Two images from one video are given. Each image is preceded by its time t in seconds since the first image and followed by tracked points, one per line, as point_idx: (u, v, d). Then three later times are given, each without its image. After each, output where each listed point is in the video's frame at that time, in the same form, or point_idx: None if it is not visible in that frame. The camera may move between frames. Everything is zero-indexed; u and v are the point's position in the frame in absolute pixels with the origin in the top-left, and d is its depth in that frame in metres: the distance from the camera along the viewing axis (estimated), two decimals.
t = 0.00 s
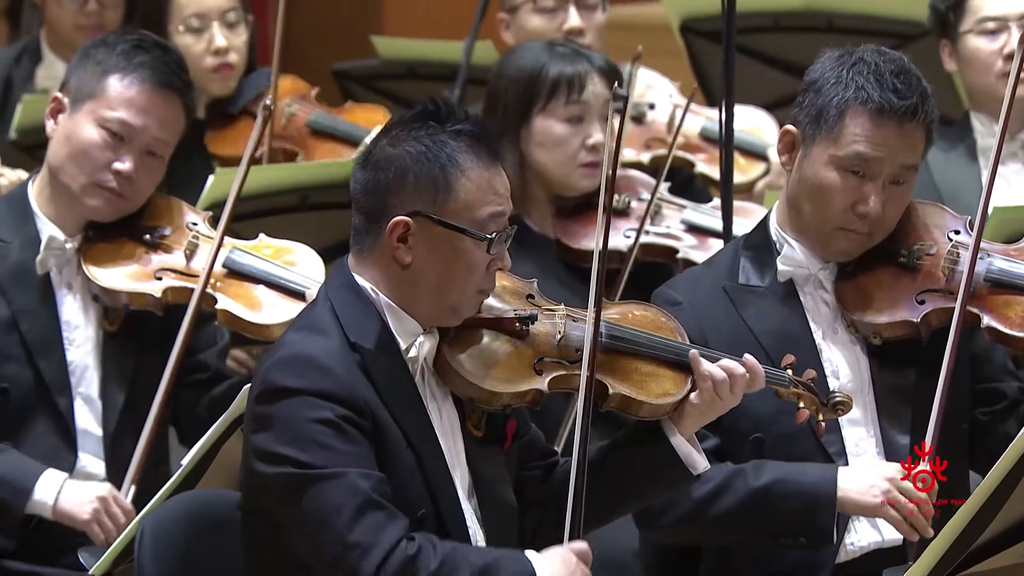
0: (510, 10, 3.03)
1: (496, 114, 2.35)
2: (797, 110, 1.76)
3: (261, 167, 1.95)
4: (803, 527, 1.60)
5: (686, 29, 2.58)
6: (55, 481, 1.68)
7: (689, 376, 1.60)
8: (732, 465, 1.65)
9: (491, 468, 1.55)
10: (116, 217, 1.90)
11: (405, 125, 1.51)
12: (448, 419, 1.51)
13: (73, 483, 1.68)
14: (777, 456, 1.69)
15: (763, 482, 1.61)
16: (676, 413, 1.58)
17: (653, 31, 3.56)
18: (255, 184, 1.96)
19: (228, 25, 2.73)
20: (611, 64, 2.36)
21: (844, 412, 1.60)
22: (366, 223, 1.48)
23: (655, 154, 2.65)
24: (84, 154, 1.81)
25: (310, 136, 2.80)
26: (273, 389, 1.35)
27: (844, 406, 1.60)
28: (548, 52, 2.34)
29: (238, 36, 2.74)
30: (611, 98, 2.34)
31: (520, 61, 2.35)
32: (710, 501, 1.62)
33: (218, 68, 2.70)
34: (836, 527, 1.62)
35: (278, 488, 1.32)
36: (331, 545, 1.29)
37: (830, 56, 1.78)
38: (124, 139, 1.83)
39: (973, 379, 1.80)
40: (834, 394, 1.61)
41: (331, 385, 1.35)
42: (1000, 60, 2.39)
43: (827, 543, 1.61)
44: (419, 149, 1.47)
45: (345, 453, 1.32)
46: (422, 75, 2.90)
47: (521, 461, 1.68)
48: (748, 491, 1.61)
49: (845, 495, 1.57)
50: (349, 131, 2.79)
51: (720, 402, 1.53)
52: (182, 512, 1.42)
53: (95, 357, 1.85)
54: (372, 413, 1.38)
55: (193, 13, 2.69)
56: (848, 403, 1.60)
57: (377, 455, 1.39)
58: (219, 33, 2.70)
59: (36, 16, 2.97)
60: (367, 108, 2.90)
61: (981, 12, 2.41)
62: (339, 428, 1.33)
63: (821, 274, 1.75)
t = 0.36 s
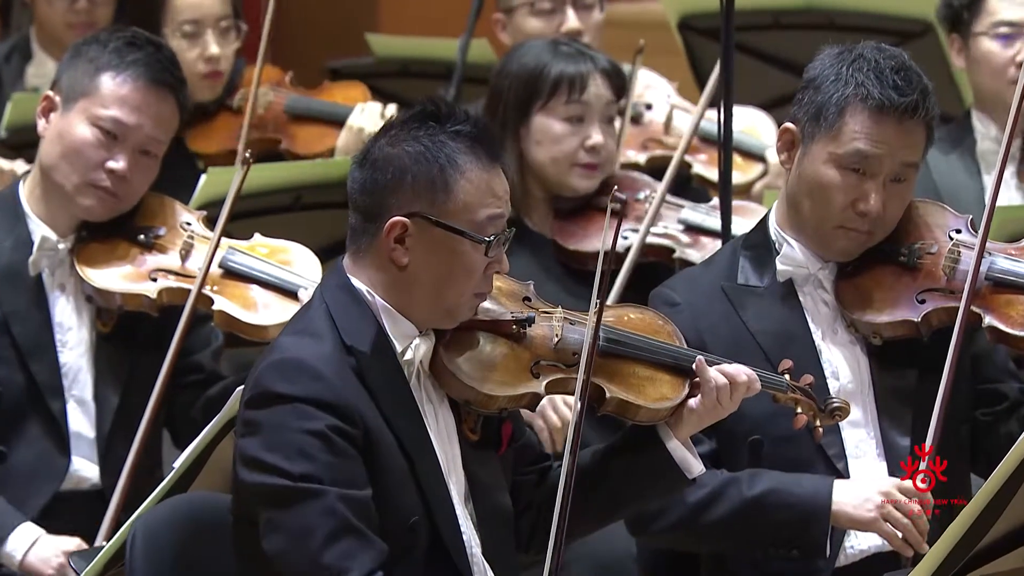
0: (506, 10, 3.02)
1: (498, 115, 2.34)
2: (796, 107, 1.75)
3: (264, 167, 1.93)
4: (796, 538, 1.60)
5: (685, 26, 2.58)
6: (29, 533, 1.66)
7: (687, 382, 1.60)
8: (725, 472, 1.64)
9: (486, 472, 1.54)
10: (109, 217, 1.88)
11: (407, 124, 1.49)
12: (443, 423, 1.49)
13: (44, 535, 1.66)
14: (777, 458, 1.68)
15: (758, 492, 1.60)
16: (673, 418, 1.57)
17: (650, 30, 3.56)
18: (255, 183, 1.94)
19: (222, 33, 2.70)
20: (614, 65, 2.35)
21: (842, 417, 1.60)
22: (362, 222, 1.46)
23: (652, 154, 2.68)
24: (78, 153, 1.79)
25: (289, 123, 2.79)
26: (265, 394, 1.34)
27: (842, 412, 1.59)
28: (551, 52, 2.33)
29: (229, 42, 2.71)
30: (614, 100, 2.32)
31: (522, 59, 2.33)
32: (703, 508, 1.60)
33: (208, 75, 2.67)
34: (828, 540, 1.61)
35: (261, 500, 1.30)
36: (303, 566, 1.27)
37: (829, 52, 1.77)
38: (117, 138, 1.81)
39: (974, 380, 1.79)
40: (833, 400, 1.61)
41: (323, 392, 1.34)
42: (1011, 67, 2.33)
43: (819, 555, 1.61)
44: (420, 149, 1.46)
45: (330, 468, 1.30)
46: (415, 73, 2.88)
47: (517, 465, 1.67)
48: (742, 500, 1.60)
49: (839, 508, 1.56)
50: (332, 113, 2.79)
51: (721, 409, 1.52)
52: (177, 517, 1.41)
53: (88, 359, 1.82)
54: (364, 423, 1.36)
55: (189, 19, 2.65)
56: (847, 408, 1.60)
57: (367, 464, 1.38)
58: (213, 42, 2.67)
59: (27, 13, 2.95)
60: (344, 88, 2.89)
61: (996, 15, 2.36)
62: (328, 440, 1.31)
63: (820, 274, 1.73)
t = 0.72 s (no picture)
0: (502, 12, 2.99)
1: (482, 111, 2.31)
2: (805, 106, 1.72)
3: (250, 169, 1.91)
4: (784, 551, 1.57)
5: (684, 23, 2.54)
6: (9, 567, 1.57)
7: (687, 380, 1.57)
8: (718, 479, 1.62)
9: (485, 476, 1.52)
10: (103, 217, 1.86)
11: (401, 121, 1.47)
12: (439, 426, 1.47)
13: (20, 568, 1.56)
14: (779, 461, 1.65)
15: (749, 502, 1.57)
16: (673, 418, 1.54)
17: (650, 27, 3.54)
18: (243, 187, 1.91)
19: (205, 33, 2.69)
20: (602, 59, 2.33)
21: (846, 415, 1.59)
22: (356, 221, 1.44)
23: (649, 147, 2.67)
24: (71, 153, 1.77)
25: (276, 123, 2.78)
26: (257, 397, 1.32)
27: (845, 409, 1.59)
28: (537, 47, 2.29)
29: (212, 43, 2.70)
30: (603, 93, 2.31)
31: (508, 55, 2.30)
32: (694, 515, 1.59)
33: (194, 77, 2.66)
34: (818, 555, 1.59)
35: (252, 504, 1.28)
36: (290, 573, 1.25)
37: (842, 51, 1.74)
38: (112, 137, 1.79)
39: (979, 385, 1.78)
40: (835, 397, 1.60)
41: (316, 395, 1.31)
42: None
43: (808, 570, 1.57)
44: (412, 147, 1.43)
45: (322, 474, 1.28)
46: (413, 71, 2.85)
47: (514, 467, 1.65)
48: (732, 509, 1.58)
49: (829, 523, 1.53)
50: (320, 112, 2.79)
51: (722, 409, 1.51)
52: (172, 523, 1.38)
53: (82, 360, 1.80)
54: (357, 427, 1.34)
55: (172, 20, 2.63)
56: (850, 406, 1.59)
57: (360, 469, 1.36)
58: (197, 43, 2.66)
59: (20, 10, 2.92)
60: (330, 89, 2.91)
61: (1009, 21, 2.31)
62: (320, 446, 1.29)
63: (825, 275, 1.71)
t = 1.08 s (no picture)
0: (501, 15, 2.96)
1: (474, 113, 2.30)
2: (801, 104, 1.70)
3: (261, 165, 1.89)
4: (797, 531, 1.55)
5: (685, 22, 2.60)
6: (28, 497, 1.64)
7: (688, 380, 1.55)
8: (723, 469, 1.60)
9: (483, 480, 1.50)
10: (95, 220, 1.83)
11: (388, 121, 1.45)
12: (437, 428, 1.45)
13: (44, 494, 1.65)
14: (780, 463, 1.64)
15: (756, 488, 1.55)
16: (673, 419, 1.52)
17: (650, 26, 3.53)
18: (247, 182, 1.90)
19: (192, 35, 2.69)
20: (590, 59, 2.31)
21: (849, 416, 1.57)
22: (349, 222, 1.42)
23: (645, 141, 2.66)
24: (62, 154, 1.75)
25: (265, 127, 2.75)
26: (250, 398, 1.30)
27: (848, 409, 1.56)
28: (526, 48, 2.28)
29: (199, 44, 2.70)
30: (592, 95, 2.29)
31: (496, 56, 2.29)
32: (700, 508, 1.57)
33: (184, 79, 2.68)
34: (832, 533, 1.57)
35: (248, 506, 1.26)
36: None
37: (837, 47, 1.72)
38: (103, 138, 1.77)
39: (983, 385, 1.76)
40: (839, 397, 1.57)
41: (310, 396, 1.29)
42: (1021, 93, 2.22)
43: (824, 548, 1.55)
44: (404, 145, 1.41)
45: (316, 474, 1.26)
46: (410, 70, 2.84)
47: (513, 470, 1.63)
48: (741, 495, 1.55)
49: (841, 496, 1.52)
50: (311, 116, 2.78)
51: (722, 413, 1.49)
52: (167, 525, 1.36)
53: (74, 364, 1.78)
54: (352, 428, 1.32)
55: (161, 22, 2.62)
56: (854, 406, 1.57)
57: (354, 470, 1.33)
58: (186, 45, 2.66)
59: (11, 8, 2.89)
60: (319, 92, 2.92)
61: (1009, 37, 2.25)
62: (314, 445, 1.27)
63: (827, 275, 1.69)
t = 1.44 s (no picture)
0: (507, 20, 2.83)
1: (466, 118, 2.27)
2: (797, 109, 1.67)
3: (241, 167, 1.86)
4: (812, 526, 1.52)
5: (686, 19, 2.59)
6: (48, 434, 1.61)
7: (687, 388, 1.51)
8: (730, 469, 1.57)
9: (480, 486, 1.47)
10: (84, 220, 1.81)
11: (387, 121, 1.42)
12: (432, 433, 1.42)
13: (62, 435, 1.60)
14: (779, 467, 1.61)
15: (765, 486, 1.52)
16: (674, 426, 1.49)
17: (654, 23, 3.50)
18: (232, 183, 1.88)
19: (183, 41, 2.66)
20: (575, 73, 2.28)
21: (852, 427, 1.52)
22: (345, 224, 1.39)
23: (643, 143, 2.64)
24: (49, 154, 1.73)
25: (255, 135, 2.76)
26: (242, 400, 1.27)
27: (851, 420, 1.52)
28: (512, 58, 2.25)
29: (190, 50, 2.68)
30: (578, 109, 2.25)
31: (488, 58, 2.27)
32: (709, 509, 1.53)
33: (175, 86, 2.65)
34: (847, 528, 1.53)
35: (251, 508, 1.24)
36: None
37: (832, 50, 1.69)
38: (91, 137, 1.75)
39: (987, 387, 1.73)
40: (841, 409, 1.53)
41: (305, 398, 1.27)
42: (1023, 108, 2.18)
43: (840, 540, 1.52)
44: (399, 148, 1.38)
45: (322, 470, 1.24)
46: (407, 70, 2.82)
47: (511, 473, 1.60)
48: (750, 494, 1.52)
49: (852, 489, 1.49)
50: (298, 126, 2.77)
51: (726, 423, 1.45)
52: (159, 528, 1.33)
53: (64, 364, 1.77)
54: (349, 429, 1.30)
55: (149, 31, 2.60)
56: (856, 417, 1.52)
57: (354, 469, 1.31)
58: (176, 52, 2.64)
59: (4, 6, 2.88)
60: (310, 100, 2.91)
61: (1016, 53, 2.20)
62: (311, 444, 1.24)
63: (826, 279, 1.66)
